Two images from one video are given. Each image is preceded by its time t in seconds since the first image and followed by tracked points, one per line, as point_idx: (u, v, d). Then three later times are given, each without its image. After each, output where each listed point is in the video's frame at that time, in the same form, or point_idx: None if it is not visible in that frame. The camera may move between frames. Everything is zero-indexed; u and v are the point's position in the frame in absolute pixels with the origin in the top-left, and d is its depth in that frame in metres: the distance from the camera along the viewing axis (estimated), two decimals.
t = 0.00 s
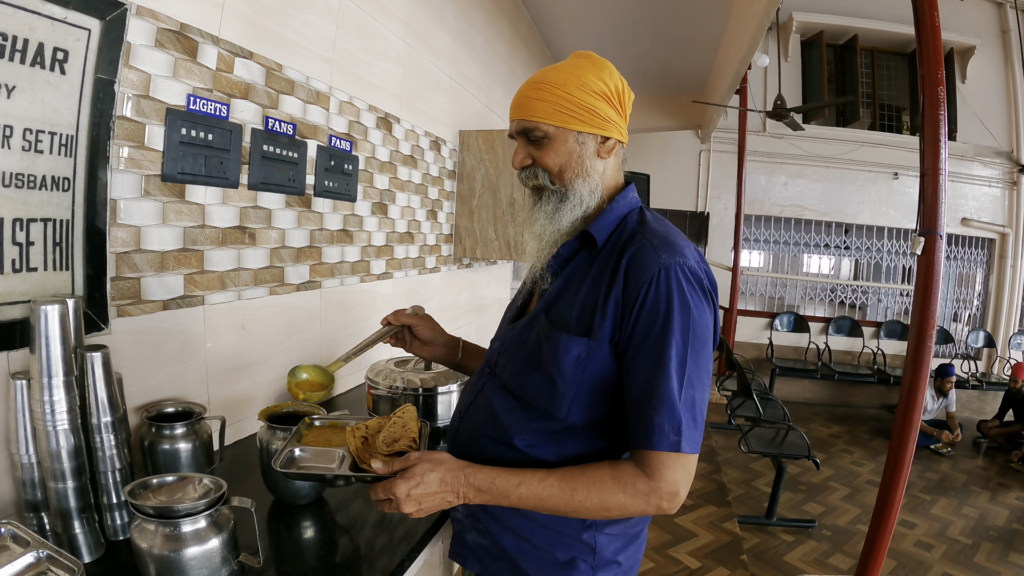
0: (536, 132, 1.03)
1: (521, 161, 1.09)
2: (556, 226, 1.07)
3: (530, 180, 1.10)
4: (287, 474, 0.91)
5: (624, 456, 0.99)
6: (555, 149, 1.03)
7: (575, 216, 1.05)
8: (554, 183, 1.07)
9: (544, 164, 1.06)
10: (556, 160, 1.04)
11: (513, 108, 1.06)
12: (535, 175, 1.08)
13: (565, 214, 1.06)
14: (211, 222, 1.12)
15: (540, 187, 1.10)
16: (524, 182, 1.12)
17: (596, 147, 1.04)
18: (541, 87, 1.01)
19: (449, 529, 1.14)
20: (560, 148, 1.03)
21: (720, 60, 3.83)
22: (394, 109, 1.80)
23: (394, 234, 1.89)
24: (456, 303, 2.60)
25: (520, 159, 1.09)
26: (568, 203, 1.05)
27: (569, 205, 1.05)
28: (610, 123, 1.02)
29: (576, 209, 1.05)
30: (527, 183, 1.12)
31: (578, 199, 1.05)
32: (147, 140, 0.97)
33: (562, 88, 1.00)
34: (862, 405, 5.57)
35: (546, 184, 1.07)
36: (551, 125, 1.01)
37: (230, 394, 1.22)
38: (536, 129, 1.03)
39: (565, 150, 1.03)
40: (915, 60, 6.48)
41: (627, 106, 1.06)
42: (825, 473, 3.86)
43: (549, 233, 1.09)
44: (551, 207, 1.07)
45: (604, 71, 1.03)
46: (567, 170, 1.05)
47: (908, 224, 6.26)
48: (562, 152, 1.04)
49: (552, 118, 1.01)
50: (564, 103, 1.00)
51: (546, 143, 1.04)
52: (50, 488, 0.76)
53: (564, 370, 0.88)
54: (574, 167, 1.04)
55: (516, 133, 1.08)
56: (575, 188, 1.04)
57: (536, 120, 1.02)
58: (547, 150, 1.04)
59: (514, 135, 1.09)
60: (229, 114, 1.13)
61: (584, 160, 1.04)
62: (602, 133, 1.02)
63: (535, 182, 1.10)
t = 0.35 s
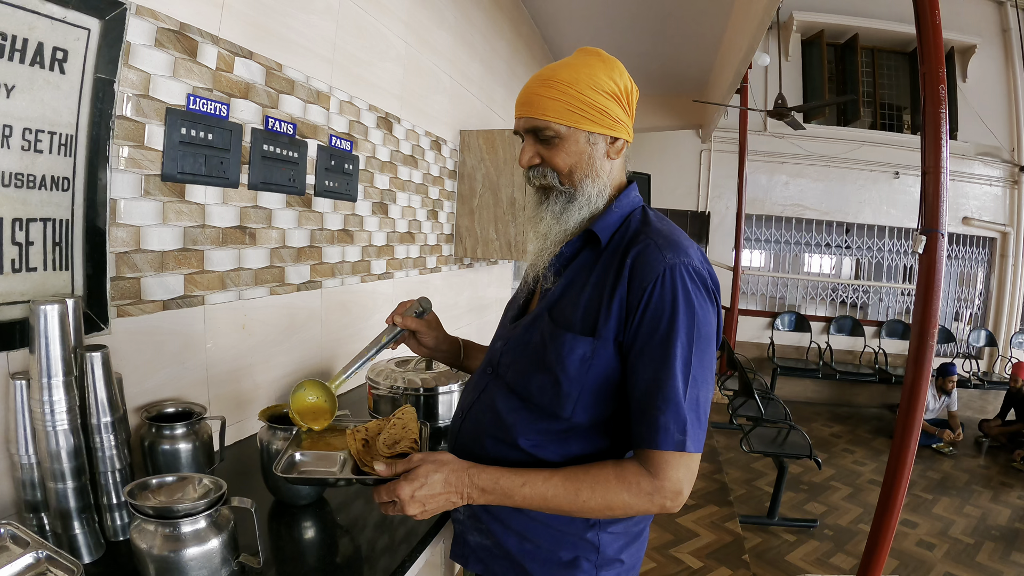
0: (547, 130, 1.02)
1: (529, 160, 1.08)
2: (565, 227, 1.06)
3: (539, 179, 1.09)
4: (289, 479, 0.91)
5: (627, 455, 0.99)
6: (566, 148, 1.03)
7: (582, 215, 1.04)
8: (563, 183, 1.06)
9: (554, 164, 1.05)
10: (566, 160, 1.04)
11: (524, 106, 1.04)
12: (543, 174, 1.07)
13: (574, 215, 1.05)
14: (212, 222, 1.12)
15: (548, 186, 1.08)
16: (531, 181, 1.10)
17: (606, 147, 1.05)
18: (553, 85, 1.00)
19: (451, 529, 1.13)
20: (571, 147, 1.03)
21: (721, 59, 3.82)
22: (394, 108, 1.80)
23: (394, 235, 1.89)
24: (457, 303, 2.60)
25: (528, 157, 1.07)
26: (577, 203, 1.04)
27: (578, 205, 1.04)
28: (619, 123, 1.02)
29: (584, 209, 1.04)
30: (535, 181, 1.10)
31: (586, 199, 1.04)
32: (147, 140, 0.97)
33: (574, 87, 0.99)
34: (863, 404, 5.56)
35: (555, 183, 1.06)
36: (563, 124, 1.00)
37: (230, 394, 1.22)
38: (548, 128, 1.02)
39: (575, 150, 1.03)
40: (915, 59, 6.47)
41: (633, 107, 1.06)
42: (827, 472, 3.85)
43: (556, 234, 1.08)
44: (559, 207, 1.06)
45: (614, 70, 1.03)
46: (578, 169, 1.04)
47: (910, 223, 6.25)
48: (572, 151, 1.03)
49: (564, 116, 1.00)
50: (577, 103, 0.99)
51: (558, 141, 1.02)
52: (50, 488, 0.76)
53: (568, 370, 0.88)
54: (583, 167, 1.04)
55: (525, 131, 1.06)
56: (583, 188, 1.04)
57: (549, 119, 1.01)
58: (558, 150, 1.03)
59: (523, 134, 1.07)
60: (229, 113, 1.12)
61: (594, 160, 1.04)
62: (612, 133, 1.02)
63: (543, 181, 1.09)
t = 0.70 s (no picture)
0: (548, 131, 1.02)
1: (529, 161, 1.07)
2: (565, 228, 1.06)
3: (539, 180, 1.08)
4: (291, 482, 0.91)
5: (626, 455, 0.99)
6: (566, 149, 1.03)
7: (583, 216, 1.04)
8: (563, 184, 1.06)
9: (554, 165, 1.05)
10: (566, 161, 1.04)
11: (523, 107, 1.04)
12: (544, 175, 1.07)
13: (575, 216, 1.04)
14: (211, 222, 1.12)
15: (548, 187, 1.08)
16: (531, 181, 1.10)
17: (605, 147, 1.05)
18: (552, 85, 1.00)
19: (450, 529, 1.14)
20: (572, 147, 1.02)
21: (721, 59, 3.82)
22: (394, 109, 1.80)
23: (395, 235, 1.89)
24: (458, 304, 2.61)
25: (528, 159, 1.07)
26: (578, 204, 1.04)
27: (579, 206, 1.04)
28: (618, 123, 1.02)
29: (584, 210, 1.04)
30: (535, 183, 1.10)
31: (587, 200, 1.04)
32: (147, 141, 0.97)
33: (573, 88, 0.99)
34: (864, 404, 5.56)
35: (555, 184, 1.06)
36: (564, 125, 1.00)
37: (231, 394, 1.22)
38: (549, 128, 1.01)
39: (576, 151, 1.03)
40: (915, 59, 6.47)
41: (632, 106, 1.06)
42: (828, 472, 3.85)
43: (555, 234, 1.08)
44: (559, 208, 1.06)
45: (613, 70, 1.03)
46: (579, 170, 1.04)
47: (910, 223, 6.25)
48: (573, 151, 1.03)
49: (565, 116, 1.00)
50: (578, 102, 0.99)
51: (559, 142, 1.02)
52: (50, 489, 0.76)
53: (567, 370, 0.88)
54: (583, 168, 1.04)
55: (525, 132, 1.06)
56: (583, 189, 1.04)
57: (549, 119, 1.01)
58: (559, 152, 1.03)
59: (523, 135, 1.07)
60: (229, 114, 1.12)
61: (595, 160, 1.04)
62: (612, 133, 1.02)
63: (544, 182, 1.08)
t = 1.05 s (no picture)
0: (544, 130, 1.02)
1: (525, 160, 1.08)
2: (560, 227, 1.06)
3: (536, 179, 1.09)
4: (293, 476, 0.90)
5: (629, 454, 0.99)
6: (563, 149, 1.03)
7: (581, 217, 1.04)
8: (560, 184, 1.06)
9: (550, 164, 1.05)
10: (564, 161, 1.04)
11: (521, 106, 1.04)
12: (541, 175, 1.07)
13: (570, 215, 1.05)
14: (212, 223, 1.12)
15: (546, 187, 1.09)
16: (529, 181, 1.11)
17: (604, 147, 1.04)
18: (550, 85, 1.00)
19: (453, 529, 1.13)
20: (569, 147, 1.03)
21: (721, 59, 3.82)
22: (395, 109, 1.80)
23: (395, 236, 1.89)
24: (459, 304, 2.60)
25: (524, 157, 1.08)
26: (574, 203, 1.04)
27: (574, 206, 1.05)
28: (616, 123, 1.02)
29: (581, 210, 1.04)
30: (532, 181, 1.11)
31: (584, 200, 1.04)
32: (148, 141, 0.97)
33: (571, 87, 0.99)
34: (866, 404, 5.55)
35: (552, 184, 1.07)
36: (562, 124, 1.00)
37: (233, 394, 1.23)
38: (546, 128, 1.02)
39: (573, 151, 1.03)
40: (915, 58, 6.46)
41: (631, 107, 1.06)
42: (829, 472, 3.84)
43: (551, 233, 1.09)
44: (557, 207, 1.07)
45: (612, 70, 1.03)
46: (576, 169, 1.04)
47: (911, 222, 6.24)
48: (570, 151, 1.03)
49: (561, 116, 1.00)
50: (577, 101, 0.99)
51: (555, 140, 1.03)
52: (51, 490, 0.76)
53: (568, 369, 0.88)
54: (581, 168, 1.04)
55: (523, 130, 1.07)
56: (581, 189, 1.04)
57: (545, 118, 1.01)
58: (555, 151, 1.04)
59: (521, 135, 1.08)
60: (230, 115, 1.13)
61: (592, 160, 1.04)
62: (609, 133, 1.02)
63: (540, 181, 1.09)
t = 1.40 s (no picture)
0: (599, 100, 1.10)
1: (568, 122, 1.12)
2: (589, 195, 1.06)
3: (570, 145, 1.12)
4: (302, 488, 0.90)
5: (632, 457, 0.99)
6: (609, 123, 1.11)
7: (613, 190, 1.07)
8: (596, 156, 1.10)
9: (592, 134, 1.11)
10: (607, 134, 1.11)
11: (577, 72, 1.11)
12: (580, 142, 1.11)
13: (602, 185, 1.07)
14: (212, 225, 1.12)
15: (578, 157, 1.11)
16: (563, 145, 1.12)
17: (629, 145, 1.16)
18: (608, 66, 1.12)
19: (454, 531, 1.13)
20: (612, 124, 1.11)
21: (721, 58, 3.82)
22: (395, 110, 1.80)
23: (396, 236, 1.89)
24: (459, 304, 2.60)
25: (568, 120, 1.11)
26: (607, 175, 1.08)
27: (608, 176, 1.08)
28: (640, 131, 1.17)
29: (615, 183, 1.08)
30: (564, 148, 1.13)
31: (617, 177, 1.09)
32: (148, 144, 0.97)
33: (625, 77, 1.13)
34: (867, 403, 5.55)
35: (590, 152, 1.10)
36: (614, 101, 1.11)
37: (234, 395, 1.22)
38: (600, 97, 1.10)
39: (614, 130, 1.11)
40: (916, 57, 6.46)
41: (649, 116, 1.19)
42: (830, 471, 3.84)
43: (581, 195, 1.06)
44: (589, 175, 1.08)
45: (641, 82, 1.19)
46: (611, 148, 1.12)
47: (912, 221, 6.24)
48: (612, 128, 1.11)
49: (616, 95, 1.11)
50: (624, 89, 1.11)
51: (603, 114, 1.11)
52: (52, 493, 0.76)
53: (572, 376, 0.88)
54: (617, 149, 1.12)
55: (571, 96, 1.12)
56: (615, 166, 1.10)
57: (602, 91, 1.10)
58: (603, 121, 1.11)
59: (568, 97, 1.12)
60: (230, 116, 1.13)
61: (623, 148, 1.13)
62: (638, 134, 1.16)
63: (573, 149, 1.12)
